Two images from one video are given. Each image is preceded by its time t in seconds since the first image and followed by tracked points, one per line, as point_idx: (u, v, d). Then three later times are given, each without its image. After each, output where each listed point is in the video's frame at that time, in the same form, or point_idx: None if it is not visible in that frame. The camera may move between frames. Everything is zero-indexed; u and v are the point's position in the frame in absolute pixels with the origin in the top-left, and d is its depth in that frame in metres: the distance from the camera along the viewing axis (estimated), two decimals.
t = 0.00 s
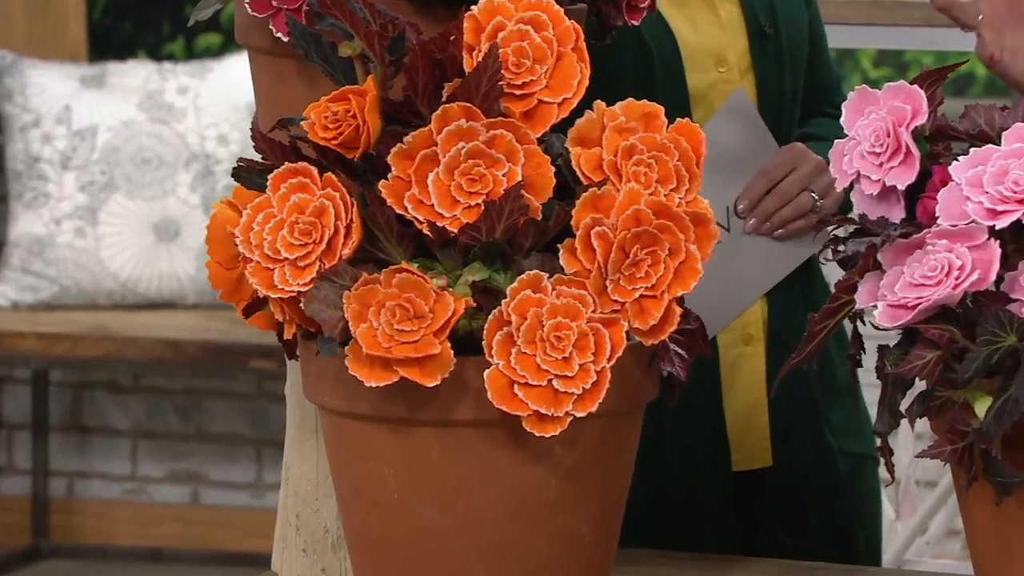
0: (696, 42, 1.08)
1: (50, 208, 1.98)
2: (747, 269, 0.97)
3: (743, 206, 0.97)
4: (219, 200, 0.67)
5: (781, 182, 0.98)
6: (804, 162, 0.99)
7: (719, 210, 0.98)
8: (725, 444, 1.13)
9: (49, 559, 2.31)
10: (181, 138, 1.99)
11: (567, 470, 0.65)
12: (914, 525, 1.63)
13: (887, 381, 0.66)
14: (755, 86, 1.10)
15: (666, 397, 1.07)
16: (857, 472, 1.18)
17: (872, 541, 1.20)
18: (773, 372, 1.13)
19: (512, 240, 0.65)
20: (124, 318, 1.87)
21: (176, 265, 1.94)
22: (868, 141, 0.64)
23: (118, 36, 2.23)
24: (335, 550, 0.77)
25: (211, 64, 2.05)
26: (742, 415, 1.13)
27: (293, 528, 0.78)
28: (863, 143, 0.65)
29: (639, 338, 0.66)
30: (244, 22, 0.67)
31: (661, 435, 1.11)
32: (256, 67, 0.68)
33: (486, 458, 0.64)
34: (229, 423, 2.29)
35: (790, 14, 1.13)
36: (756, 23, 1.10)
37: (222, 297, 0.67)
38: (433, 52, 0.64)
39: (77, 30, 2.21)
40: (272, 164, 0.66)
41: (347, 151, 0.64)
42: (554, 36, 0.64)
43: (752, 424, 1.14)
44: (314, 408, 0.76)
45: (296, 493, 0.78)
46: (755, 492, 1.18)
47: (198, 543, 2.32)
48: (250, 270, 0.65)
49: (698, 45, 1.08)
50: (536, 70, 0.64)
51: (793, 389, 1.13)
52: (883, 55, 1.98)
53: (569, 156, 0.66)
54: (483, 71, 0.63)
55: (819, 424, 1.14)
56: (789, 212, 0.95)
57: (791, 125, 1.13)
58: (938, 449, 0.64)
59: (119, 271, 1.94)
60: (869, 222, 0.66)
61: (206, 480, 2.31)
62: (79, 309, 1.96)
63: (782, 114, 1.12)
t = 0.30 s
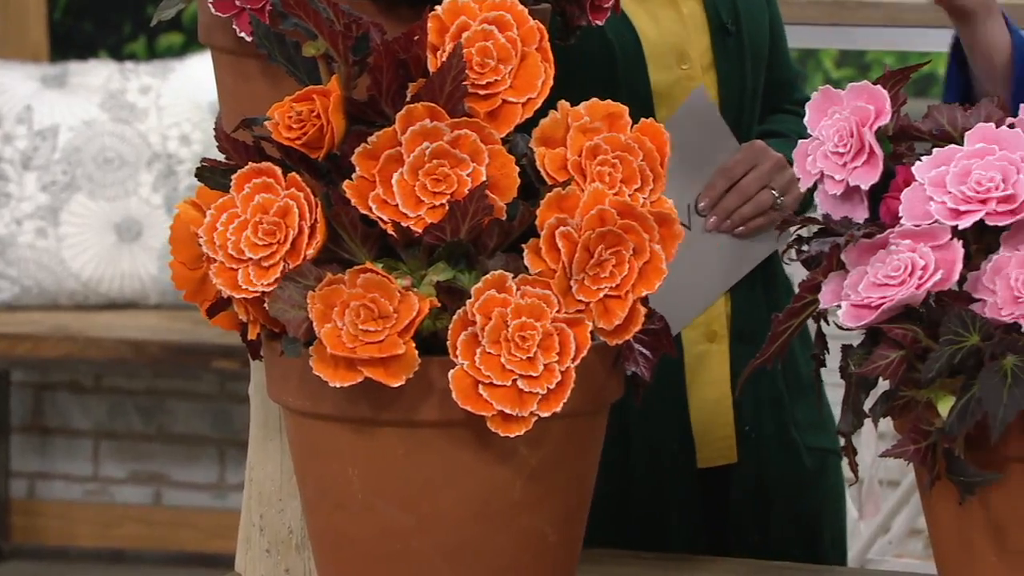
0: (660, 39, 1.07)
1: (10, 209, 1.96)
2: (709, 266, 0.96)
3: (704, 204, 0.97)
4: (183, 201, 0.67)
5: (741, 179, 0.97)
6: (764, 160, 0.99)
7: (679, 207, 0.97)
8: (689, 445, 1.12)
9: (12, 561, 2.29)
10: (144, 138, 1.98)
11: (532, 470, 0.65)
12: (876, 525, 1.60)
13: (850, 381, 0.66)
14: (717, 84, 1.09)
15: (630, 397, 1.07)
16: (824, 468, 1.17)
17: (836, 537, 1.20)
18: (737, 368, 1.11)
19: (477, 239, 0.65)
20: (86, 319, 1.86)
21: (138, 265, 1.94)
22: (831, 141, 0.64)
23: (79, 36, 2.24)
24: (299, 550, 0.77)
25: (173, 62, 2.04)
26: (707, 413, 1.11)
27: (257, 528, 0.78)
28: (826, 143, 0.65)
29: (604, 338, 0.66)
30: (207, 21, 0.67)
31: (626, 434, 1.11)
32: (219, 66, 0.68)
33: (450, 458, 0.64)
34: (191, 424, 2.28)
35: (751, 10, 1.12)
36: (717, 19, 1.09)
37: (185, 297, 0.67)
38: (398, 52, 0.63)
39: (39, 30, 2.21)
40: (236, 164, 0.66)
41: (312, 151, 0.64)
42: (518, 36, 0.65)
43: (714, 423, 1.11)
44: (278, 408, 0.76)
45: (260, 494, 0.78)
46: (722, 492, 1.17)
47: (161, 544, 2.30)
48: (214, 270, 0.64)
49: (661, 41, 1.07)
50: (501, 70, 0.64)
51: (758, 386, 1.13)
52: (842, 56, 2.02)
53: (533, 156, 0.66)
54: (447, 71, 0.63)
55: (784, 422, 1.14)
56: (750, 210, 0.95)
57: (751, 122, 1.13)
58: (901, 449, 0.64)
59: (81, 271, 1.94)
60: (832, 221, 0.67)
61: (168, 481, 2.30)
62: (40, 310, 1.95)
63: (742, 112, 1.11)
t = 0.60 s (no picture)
0: (624, 38, 1.07)
1: None
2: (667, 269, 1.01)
3: (665, 202, 1.00)
4: (146, 201, 0.66)
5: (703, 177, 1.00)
6: (725, 158, 1.01)
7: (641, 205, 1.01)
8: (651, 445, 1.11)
9: None
10: (105, 137, 1.98)
11: (496, 470, 0.65)
12: (839, 525, 1.59)
13: (813, 380, 0.66)
14: (680, 84, 1.10)
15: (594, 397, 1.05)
16: (789, 467, 1.18)
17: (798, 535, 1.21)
18: (701, 367, 1.10)
19: (442, 239, 0.65)
20: (47, 318, 1.85)
21: (99, 265, 1.92)
22: (794, 141, 0.65)
23: (39, 35, 2.23)
24: (262, 551, 0.77)
25: (134, 62, 2.05)
26: (669, 411, 1.10)
27: (220, 529, 0.78)
28: (790, 143, 0.65)
29: (568, 338, 0.66)
30: (170, 21, 0.67)
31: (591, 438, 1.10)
32: (182, 66, 0.68)
33: (414, 458, 0.64)
34: (152, 425, 2.27)
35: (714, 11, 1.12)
36: (682, 20, 1.09)
37: (148, 298, 0.67)
38: (361, 52, 0.64)
39: None
40: (199, 164, 0.66)
41: (276, 151, 0.64)
42: (482, 36, 0.65)
43: (676, 422, 1.11)
44: (241, 408, 0.76)
45: (222, 495, 0.78)
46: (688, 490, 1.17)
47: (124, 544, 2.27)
48: (177, 270, 0.64)
49: (625, 41, 1.07)
50: (465, 70, 0.64)
51: (726, 388, 1.12)
52: (805, 57, 1.94)
53: (497, 155, 0.66)
54: (411, 71, 0.63)
55: (752, 425, 1.14)
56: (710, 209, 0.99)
57: (715, 120, 1.13)
58: (864, 448, 0.64)
59: (41, 271, 1.91)
60: (796, 221, 0.67)
61: (129, 482, 2.29)
62: None
63: (707, 111, 1.12)
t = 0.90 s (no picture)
0: (592, 42, 1.08)
1: None
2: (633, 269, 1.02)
3: (631, 201, 1.02)
4: (108, 201, 0.66)
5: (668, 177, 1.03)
6: (691, 157, 1.04)
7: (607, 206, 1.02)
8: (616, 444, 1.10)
9: None
10: (65, 137, 1.98)
11: (460, 470, 0.65)
12: (801, 525, 1.58)
13: (777, 380, 0.66)
14: (646, 87, 1.12)
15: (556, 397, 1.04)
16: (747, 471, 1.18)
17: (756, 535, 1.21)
18: (661, 368, 1.10)
19: (405, 240, 0.65)
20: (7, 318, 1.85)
21: (60, 265, 1.92)
22: (757, 141, 0.65)
23: None
24: (225, 551, 0.77)
25: (95, 62, 2.04)
26: (627, 415, 1.11)
27: (182, 530, 0.78)
28: (753, 143, 0.65)
29: (532, 339, 0.66)
30: (132, 21, 0.67)
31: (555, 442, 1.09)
32: (144, 66, 0.68)
33: (377, 459, 0.64)
34: (114, 425, 2.28)
35: (680, 15, 1.13)
36: (649, 25, 1.10)
37: (110, 298, 0.67)
38: (324, 52, 0.63)
39: None
40: (162, 164, 0.66)
41: (239, 151, 0.64)
42: (445, 36, 0.65)
43: (636, 424, 1.11)
44: (203, 409, 0.76)
45: (185, 496, 0.78)
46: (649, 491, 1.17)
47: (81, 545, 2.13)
48: (140, 270, 0.64)
49: (592, 44, 1.08)
50: (428, 70, 0.64)
51: (684, 386, 1.12)
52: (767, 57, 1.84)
53: (461, 155, 0.66)
54: (374, 71, 0.63)
55: (710, 424, 1.14)
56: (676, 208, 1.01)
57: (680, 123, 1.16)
58: (828, 447, 0.64)
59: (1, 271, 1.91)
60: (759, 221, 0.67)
61: (90, 483, 2.30)
62: None
63: (672, 113, 1.14)
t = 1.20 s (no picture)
0: (572, 48, 1.07)
1: None
2: (603, 279, 1.02)
3: (607, 210, 1.02)
4: (70, 201, 0.66)
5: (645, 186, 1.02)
6: (666, 167, 1.04)
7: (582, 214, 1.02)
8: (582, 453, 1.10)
9: None
10: (26, 137, 1.97)
11: (424, 470, 0.65)
12: (764, 524, 1.57)
13: (740, 380, 0.66)
14: (626, 96, 1.10)
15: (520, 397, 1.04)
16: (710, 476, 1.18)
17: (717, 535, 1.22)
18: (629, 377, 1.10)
19: (368, 240, 0.65)
20: None
21: (20, 265, 1.96)
22: (720, 141, 0.65)
23: None
24: (188, 552, 0.78)
25: (54, 61, 2.01)
26: (594, 423, 1.11)
27: (145, 530, 0.78)
28: (716, 143, 0.65)
29: (496, 339, 0.66)
30: (94, 21, 0.67)
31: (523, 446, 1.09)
32: (106, 65, 0.68)
33: (341, 459, 0.64)
34: (76, 427, 2.22)
35: (661, 26, 1.13)
36: (630, 32, 1.09)
37: (72, 298, 0.67)
38: (288, 51, 0.63)
39: None
40: (124, 164, 0.66)
41: (202, 151, 0.64)
42: (408, 36, 0.65)
43: (603, 432, 1.11)
44: (166, 409, 0.77)
45: (148, 496, 0.78)
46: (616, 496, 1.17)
47: (42, 546, 2.22)
48: (102, 270, 0.64)
49: (573, 50, 1.07)
50: (391, 70, 0.64)
51: (648, 389, 1.12)
52: (729, 56, 1.81)
53: (424, 155, 0.66)
54: (337, 71, 0.63)
55: (674, 428, 1.14)
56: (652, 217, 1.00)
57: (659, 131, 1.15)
58: (791, 447, 0.65)
59: None
60: (722, 220, 0.67)
61: (50, 484, 2.26)
62: None
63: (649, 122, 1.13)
